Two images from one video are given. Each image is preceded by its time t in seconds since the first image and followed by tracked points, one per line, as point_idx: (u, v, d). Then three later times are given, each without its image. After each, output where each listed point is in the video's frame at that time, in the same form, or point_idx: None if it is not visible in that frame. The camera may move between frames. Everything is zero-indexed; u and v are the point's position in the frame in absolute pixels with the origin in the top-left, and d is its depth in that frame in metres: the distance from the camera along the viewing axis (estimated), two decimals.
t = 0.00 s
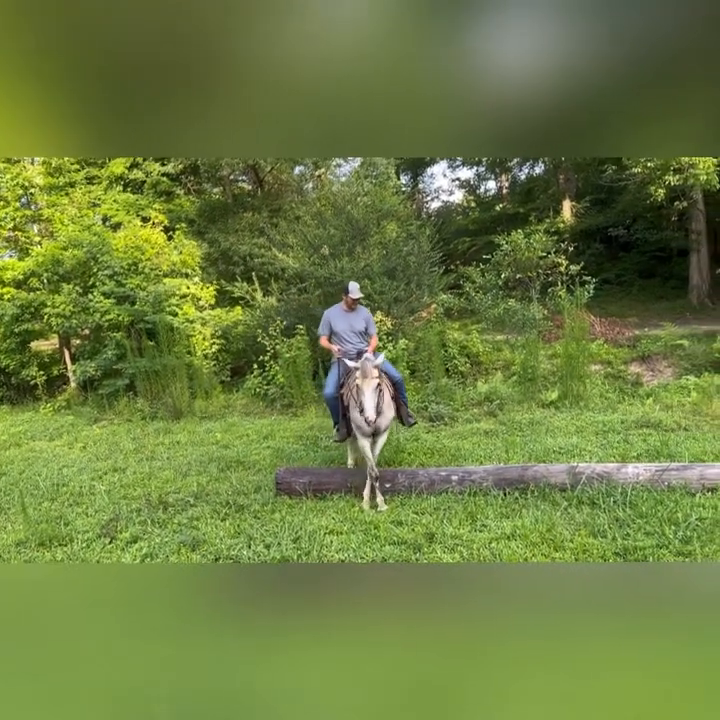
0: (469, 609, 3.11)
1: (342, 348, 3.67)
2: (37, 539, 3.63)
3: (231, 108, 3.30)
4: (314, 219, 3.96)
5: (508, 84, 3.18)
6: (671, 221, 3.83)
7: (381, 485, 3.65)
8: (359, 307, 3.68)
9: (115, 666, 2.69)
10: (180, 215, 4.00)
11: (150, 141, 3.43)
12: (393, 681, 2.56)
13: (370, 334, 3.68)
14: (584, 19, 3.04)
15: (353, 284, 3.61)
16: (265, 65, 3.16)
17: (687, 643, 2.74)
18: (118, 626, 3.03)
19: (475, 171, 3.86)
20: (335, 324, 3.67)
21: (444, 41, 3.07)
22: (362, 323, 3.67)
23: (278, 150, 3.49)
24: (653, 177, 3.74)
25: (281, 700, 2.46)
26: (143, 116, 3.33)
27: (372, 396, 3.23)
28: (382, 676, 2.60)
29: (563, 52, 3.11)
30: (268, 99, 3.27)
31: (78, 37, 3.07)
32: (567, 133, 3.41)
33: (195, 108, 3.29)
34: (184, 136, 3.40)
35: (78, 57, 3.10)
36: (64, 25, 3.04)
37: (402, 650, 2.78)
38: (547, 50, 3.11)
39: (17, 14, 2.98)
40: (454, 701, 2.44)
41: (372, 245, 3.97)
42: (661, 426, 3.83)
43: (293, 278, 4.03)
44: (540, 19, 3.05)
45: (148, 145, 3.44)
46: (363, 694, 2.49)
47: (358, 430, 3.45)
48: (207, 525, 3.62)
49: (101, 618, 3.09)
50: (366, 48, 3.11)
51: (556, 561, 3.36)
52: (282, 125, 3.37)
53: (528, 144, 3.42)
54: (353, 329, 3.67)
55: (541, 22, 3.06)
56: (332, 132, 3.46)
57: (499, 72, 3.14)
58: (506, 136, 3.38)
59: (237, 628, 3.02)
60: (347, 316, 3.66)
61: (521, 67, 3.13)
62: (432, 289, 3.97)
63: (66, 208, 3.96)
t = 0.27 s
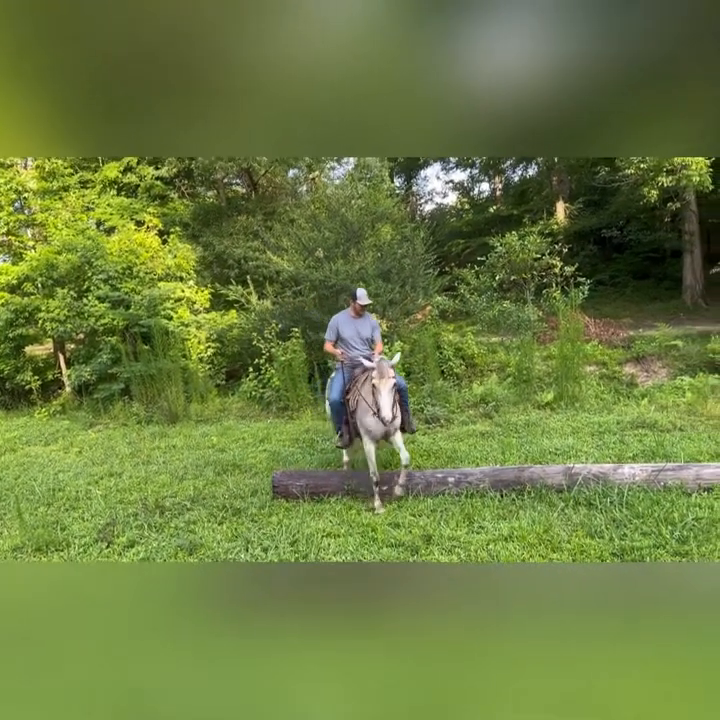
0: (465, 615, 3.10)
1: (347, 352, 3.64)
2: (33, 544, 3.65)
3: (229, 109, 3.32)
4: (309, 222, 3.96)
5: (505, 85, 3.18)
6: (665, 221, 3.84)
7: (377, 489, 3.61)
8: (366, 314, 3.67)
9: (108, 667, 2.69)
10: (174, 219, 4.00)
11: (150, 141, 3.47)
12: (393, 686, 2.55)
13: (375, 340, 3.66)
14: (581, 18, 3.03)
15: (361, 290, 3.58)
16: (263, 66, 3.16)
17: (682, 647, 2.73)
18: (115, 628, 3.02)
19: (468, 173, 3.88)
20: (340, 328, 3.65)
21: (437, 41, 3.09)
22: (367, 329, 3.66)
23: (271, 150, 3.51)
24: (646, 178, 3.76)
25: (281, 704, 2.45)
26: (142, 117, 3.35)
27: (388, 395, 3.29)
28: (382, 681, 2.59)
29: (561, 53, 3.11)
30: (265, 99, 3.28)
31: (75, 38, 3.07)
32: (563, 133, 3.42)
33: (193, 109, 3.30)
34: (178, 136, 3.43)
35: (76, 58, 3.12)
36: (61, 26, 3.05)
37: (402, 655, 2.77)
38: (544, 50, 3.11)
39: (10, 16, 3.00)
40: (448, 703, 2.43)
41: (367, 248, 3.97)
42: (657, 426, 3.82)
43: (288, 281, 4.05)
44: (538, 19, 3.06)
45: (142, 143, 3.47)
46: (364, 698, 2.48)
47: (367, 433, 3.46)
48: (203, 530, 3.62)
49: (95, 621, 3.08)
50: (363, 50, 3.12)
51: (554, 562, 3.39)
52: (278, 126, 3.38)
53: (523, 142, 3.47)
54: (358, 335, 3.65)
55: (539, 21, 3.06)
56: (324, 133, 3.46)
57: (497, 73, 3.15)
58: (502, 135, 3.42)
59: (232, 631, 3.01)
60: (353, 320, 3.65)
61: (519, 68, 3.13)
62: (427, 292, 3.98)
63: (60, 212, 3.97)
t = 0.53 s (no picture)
0: (461, 615, 3.09)
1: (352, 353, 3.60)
2: (29, 548, 3.61)
3: (231, 108, 3.36)
4: (305, 223, 3.97)
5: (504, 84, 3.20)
6: (660, 221, 3.86)
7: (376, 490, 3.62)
8: (371, 313, 3.63)
9: (101, 668, 2.69)
10: (169, 221, 4.04)
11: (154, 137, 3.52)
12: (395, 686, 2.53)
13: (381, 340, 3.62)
14: (579, 18, 3.04)
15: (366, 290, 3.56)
16: (265, 65, 3.19)
17: (679, 651, 2.71)
18: (113, 629, 3.00)
19: (463, 174, 3.87)
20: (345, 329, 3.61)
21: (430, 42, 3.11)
22: (372, 328, 3.62)
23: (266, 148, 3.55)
24: (641, 178, 3.77)
25: (282, 705, 2.43)
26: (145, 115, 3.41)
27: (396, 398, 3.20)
28: (382, 681, 2.58)
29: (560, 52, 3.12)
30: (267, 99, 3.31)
31: (78, 38, 3.11)
32: (558, 134, 3.41)
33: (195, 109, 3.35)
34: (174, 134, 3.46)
35: (79, 58, 3.16)
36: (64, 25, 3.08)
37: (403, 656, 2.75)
38: (544, 50, 3.12)
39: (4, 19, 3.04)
40: (442, 702, 2.42)
41: (362, 249, 3.97)
42: (653, 426, 3.83)
43: (284, 283, 4.04)
44: (537, 19, 3.06)
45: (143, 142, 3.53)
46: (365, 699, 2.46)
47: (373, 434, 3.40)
48: (201, 532, 3.61)
49: (89, 623, 3.07)
50: (361, 49, 3.12)
51: (551, 562, 3.37)
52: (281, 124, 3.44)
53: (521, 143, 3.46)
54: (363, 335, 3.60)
55: (537, 21, 3.07)
56: (320, 130, 3.48)
57: (497, 72, 3.16)
58: (500, 134, 3.43)
59: (227, 633, 2.99)
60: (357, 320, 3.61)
61: (518, 68, 3.15)
62: (424, 292, 3.97)
63: (55, 215, 3.97)
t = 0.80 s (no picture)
0: (457, 616, 3.10)
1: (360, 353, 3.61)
2: (23, 552, 3.63)
3: (227, 108, 3.35)
4: (299, 224, 3.96)
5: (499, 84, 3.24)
6: (653, 221, 3.88)
7: (371, 490, 3.63)
8: (376, 311, 3.65)
9: (97, 669, 2.68)
10: (164, 222, 3.99)
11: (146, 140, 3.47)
12: (393, 689, 2.51)
13: (388, 337, 3.64)
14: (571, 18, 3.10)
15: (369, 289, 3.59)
16: (262, 65, 3.21)
17: (673, 650, 2.72)
18: (106, 631, 2.98)
19: (458, 174, 3.89)
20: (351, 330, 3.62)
21: (423, 42, 3.14)
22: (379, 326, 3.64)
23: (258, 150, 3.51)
24: (634, 178, 3.81)
25: (278, 706, 2.42)
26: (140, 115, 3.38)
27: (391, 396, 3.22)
28: (379, 683, 2.57)
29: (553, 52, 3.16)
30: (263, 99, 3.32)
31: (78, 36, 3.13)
32: (552, 135, 3.41)
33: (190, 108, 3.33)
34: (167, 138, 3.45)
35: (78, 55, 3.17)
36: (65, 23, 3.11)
37: (399, 658, 2.74)
38: (538, 51, 3.15)
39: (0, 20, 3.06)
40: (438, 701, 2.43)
41: (357, 250, 3.98)
42: (646, 425, 3.85)
43: (279, 284, 4.04)
44: (531, 20, 3.11)
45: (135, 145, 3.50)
46: (363, 701, 2.45)
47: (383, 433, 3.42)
48: (195, 535, 3.60)
49: (85, 623, 3.07)
50: (357, 49, 3.17)
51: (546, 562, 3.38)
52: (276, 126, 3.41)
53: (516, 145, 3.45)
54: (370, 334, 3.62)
55: (531, 22, 3.11)
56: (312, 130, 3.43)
57: (491, 72, 3.20)
58: (496, 136, 3.42)
59: (223, 634, 2.99)
60: (364, 320, 3.63)
61: (511, 67, 3.19)
62: (418, 293, 3.97)
63: (49, 216, 3.97)
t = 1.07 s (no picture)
0: (452, 615, 3.09)
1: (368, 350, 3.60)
2: (17, 553, 3.64)
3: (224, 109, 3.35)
4: (294, 224, 3.97)
5: (493, 84, 3.24)
6: (648, 221, 3.90)
7: (366, 490, 3.62)
8: (385, 309, 3.63)
9: (91, 670, 2.67)
10: (158, 223, 4.02)
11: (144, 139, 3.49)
12: (389, 689, 2.50)
13: (397, 335, 3.62)
14: (565, 19, 3.08)
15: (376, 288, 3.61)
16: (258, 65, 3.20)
17: (668, 650, 2.73)
18: (100, 631, 2.97)
19: (453, 175, 3.89)
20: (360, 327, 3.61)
21: (418, 42, 3.13)
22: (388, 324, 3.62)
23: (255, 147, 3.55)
24: (629, 178, 3.82)
25: (273, 707, 2.41)
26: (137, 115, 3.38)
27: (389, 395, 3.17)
28: (375, 683, 2.56)
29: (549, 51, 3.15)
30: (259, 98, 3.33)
31: (73, 38, 3.12)
32: (546, 132, 3.43)
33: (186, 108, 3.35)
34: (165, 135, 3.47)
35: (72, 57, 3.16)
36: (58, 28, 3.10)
37: (395, 659, 2.73)
38: (533, 50, 3.16)
39: None
40: (434, 701, 2.42)
41: (352, 250, 3.99)
42: (641, 424, 3.85)
43: (274, 285, 4.04)
44: (527, 20, 3.09)
45: (132, 142, 3.51)
46: (358, 701, 2.43)
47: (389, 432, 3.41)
48: (190, 535, 3.59)
49: (80, 623, 3.06)
50: (352, 49, 3.15)
51: (540, 561, 3.39)
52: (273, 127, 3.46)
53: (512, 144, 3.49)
54: (378, 331, 3.61)
55: (529, 21, 3.09)
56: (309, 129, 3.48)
57: (487, 72, 3.20)
58: (489, 134, 3.46)
59: (218, 634, 2.98)
60: (372, 317, 3.61)
61: (507, 67, 3.19)
62: (414, 293, 3.97)
63: (42, 217, 3.96)
